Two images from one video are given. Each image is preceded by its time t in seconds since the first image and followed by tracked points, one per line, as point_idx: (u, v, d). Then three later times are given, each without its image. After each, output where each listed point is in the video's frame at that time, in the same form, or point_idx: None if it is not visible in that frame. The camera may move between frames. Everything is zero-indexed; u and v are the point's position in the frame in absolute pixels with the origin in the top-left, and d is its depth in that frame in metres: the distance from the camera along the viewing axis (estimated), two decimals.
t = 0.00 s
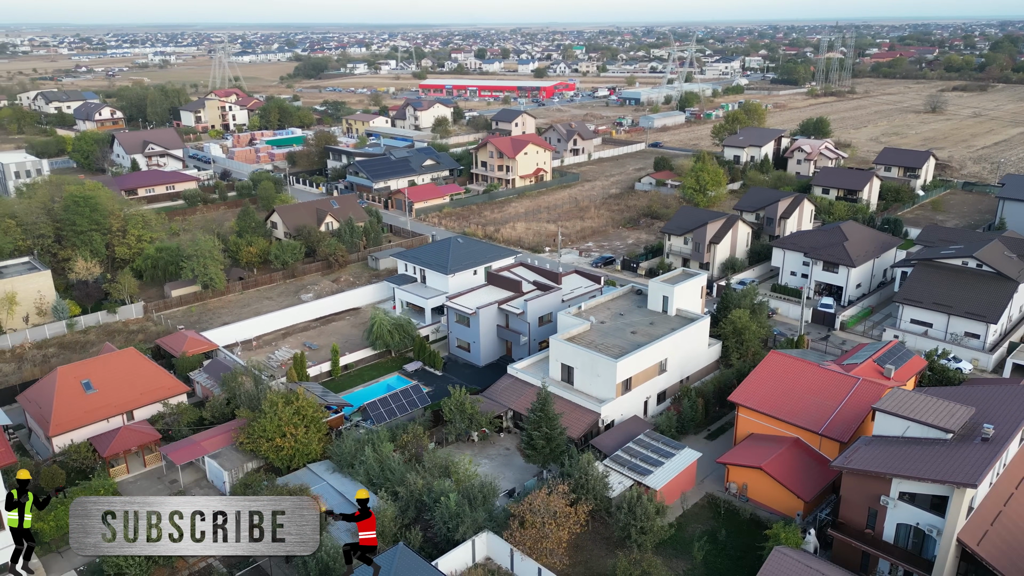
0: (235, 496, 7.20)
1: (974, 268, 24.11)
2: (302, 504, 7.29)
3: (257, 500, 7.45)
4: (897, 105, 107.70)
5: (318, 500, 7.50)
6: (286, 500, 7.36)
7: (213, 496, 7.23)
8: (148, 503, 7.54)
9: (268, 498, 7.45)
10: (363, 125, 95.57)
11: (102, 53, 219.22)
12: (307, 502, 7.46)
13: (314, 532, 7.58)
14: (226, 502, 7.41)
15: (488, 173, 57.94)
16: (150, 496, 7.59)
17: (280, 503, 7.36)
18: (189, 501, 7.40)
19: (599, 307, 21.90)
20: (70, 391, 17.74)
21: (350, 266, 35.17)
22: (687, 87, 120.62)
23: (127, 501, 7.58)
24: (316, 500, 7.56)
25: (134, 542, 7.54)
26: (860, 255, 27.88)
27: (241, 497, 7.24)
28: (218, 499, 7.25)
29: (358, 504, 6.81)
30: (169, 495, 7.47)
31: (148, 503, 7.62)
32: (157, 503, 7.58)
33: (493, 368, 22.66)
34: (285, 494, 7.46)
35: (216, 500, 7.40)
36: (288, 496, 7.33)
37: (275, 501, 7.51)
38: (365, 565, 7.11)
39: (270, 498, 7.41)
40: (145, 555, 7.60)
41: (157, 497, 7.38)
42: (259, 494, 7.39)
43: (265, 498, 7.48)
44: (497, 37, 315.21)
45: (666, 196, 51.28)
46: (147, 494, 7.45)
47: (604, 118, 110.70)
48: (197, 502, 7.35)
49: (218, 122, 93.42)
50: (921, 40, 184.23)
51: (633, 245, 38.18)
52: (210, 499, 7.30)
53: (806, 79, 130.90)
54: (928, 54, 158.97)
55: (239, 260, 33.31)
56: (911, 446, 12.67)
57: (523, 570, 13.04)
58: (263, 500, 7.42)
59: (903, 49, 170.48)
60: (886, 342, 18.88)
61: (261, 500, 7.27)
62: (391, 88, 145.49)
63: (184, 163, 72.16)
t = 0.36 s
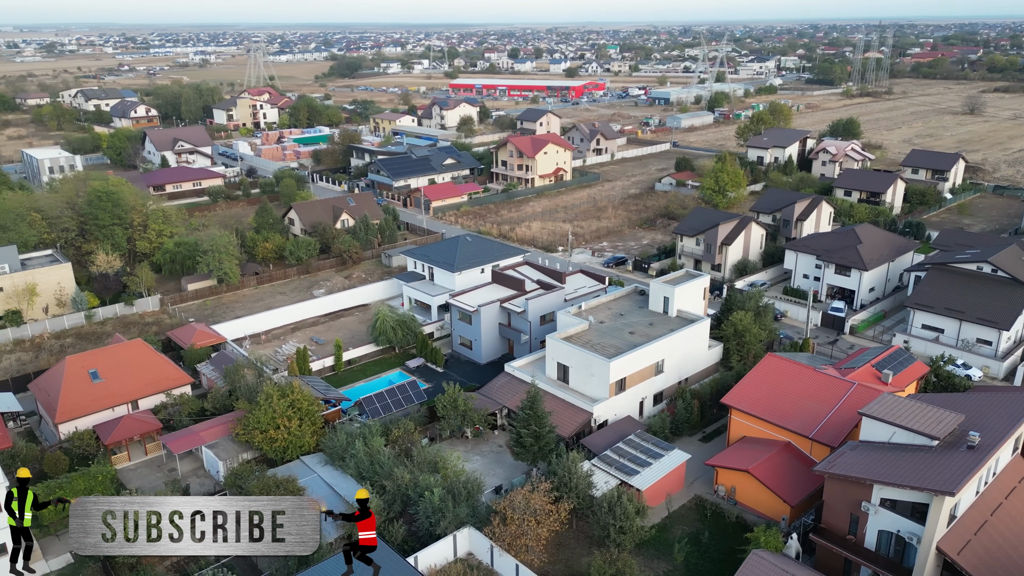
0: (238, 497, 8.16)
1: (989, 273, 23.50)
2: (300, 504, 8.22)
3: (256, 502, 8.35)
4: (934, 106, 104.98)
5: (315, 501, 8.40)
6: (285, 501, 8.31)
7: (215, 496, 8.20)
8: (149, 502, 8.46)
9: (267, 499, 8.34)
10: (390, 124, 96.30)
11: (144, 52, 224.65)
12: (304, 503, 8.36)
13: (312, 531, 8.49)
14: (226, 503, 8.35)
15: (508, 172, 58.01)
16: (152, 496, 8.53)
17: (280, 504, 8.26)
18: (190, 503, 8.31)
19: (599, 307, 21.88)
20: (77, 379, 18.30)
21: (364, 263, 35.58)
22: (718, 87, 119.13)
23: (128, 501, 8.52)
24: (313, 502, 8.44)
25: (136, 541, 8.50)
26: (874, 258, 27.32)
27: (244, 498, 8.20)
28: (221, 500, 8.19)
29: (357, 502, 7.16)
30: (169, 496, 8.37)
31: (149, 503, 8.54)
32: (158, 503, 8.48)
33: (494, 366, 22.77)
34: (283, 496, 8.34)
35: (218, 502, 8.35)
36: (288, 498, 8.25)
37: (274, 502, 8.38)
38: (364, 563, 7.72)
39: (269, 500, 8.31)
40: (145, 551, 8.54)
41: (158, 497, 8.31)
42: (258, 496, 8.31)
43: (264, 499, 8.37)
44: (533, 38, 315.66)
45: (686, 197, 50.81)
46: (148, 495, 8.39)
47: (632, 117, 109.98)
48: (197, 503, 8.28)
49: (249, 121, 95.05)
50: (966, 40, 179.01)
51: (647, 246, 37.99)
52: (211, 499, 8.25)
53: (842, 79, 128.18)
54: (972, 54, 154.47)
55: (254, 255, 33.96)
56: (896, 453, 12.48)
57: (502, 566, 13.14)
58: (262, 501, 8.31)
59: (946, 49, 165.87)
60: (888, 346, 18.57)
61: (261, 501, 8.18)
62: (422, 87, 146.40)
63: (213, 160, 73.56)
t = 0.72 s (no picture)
0: (236, 497, 6.79)
1: (1008, 280, 22.83)
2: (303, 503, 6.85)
3: (258, 499, 6.99)
4: (978, 108, 101.96)
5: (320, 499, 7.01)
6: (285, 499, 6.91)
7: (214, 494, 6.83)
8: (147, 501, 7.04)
9: (269, 497, 7.03)
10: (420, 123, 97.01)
11: (189, 51, 230.22)
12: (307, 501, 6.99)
13: (315, 532, 7.10)
14: (226, 502, 7.01)
15: (531, 172, 58.05)
16: (147, 495, 7.09)
17: (279, 504, 6.94)
18: (189, 501, 6.99)
19: (603, 308, 21.83)
20: (89, 368, 18.91)
21: (381, 259, 35.99)
22: (753, 87, 117.42)
23: (124, 501, 7.10)
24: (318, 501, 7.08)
25: (132, 542, 7.08)
26: (892, 263, 26.68)
27: (243, 498, 6.81)
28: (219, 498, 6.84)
29: (357, 502, 6.73)
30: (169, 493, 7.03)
31: (148, 502, 7.15)
32: (156, 503, 7.11)
33: (498, 364, 22.87)
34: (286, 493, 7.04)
35: (218, 500, 7.01)
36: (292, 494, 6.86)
37: (276, 500, 7.07)
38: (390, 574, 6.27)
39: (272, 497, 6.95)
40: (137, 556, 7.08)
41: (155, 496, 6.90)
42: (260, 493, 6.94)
43: (265, 497, 7.04)
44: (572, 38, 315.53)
45: (708, 199, 50.27)
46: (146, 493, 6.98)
47: (663, 118, 109.10)
48: (196, 502, 6.92)
49: (282, 119, 96.65)
50: (1017, 41, 173.27)
51: (664, 247, 37.74)
52: (209, 499, 6.90)
53: (883, 80, 125.22)
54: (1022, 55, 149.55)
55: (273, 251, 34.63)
56: (883, 460, 12.26)
57: (485, 562, 13.22)
58: (264, 499, 6.96)
59: (995, 50, 160.83)
60: (892, 352, 18.20)
61: (262, 499, 6.85)
62: (456, 87, 147.26)
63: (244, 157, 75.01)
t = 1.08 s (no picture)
0: (234, 498, 7.04)
1: None
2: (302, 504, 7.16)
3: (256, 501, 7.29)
4: None
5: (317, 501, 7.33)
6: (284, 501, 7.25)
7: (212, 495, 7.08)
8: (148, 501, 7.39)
9: (268, 498, 7.29)
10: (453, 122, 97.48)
11: (237, 50, 235.52)
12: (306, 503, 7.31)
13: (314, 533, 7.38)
14: (226, 502, 7.25)
15: (558, 172, 58.09)
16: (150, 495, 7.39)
17: (280, 504, 7.21)
18: (189, 501, 7.20)
19: (610, 308, 21.77)
20: (105, 357, 19.57)
21: (401, 257, 36.41)
22: (793, 88, 115.09)
23: (127, 501, 7.44)
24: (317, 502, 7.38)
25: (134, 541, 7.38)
26: (914, 268, 25.97)
27: (241, 498, 7.09)
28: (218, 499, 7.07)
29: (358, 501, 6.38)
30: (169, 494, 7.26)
31: (149, 503, 7.44)
32: (157, 503, 7.38)
33: (506, 362, 22.97)
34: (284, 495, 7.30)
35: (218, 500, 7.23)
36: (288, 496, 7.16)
37: (275, 501, 7.33)
38: (365, 565, 6.81)
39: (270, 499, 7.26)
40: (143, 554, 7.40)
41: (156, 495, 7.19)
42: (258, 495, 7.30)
43: (266, 497, 7.32)
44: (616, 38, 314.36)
45: (736, 201, 49.56)
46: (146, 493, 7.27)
47: (699, 118, 107.80)
48: (196, 502, 7.16)
49: (319, 118, 98.21)
50: None
51: (685, 249, 37.43)
52: (208, 498, 7.13)
53: (932, 82, 121.46)
54: None
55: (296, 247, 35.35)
56: (874, 470, 12.01)
57: (472, 558, 13.35)
58: (263, 500, 7.26)
59: None
60: (901, 360, 17.80)
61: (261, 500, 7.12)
62: (493, 86, 147.79)
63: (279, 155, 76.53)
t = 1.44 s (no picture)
0: (236, 497, 6.10)
1: None
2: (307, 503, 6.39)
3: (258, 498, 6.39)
4: None
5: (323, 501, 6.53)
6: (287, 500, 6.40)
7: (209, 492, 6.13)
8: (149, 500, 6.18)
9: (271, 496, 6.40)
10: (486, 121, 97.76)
11: (283, 49, 239.69)
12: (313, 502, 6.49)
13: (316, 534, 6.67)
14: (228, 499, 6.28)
15: (585, 171, 57.87)
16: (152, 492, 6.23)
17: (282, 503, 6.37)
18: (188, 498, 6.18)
19: (618, 309, 21.67)
20: (122, 348, 20.20)
21: (422, 254, 36.74)
22: (836, 89, 112.47)
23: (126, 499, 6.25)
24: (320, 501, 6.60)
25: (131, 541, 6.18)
26: (938, 274, 25.26)
27: (244, 498, 6.16)
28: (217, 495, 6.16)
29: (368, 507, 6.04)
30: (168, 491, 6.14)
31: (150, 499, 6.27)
32: (158, 500, 6.23)
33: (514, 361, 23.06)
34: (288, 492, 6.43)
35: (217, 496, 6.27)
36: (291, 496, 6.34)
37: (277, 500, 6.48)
38: None
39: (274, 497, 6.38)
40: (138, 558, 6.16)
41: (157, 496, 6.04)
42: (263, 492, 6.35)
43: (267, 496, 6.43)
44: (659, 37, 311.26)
45: (765, 203, 48.74)
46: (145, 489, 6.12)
47: (736, 119, 106.17)
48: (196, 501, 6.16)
49: (356, 116, 99.42)
50: None
51: (707, 251, 37.01)
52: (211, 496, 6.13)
53: (982, 83, 117.37)
54: None
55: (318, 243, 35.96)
56: (864, 478, 11.77)
57: (459, 554, 13.46)
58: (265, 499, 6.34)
59: None
60: (911, 368, 17.36)
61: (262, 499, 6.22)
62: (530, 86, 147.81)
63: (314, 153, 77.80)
